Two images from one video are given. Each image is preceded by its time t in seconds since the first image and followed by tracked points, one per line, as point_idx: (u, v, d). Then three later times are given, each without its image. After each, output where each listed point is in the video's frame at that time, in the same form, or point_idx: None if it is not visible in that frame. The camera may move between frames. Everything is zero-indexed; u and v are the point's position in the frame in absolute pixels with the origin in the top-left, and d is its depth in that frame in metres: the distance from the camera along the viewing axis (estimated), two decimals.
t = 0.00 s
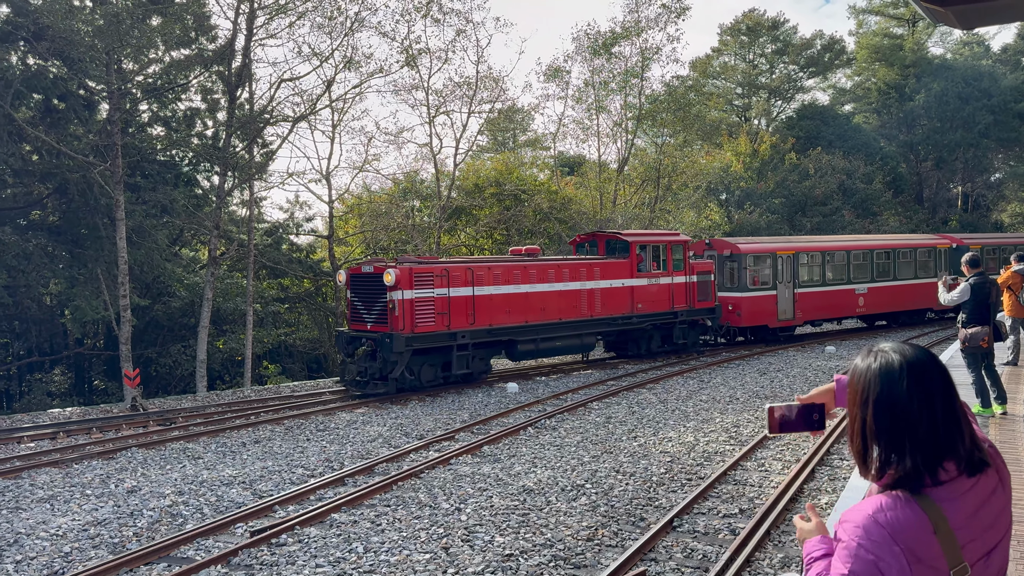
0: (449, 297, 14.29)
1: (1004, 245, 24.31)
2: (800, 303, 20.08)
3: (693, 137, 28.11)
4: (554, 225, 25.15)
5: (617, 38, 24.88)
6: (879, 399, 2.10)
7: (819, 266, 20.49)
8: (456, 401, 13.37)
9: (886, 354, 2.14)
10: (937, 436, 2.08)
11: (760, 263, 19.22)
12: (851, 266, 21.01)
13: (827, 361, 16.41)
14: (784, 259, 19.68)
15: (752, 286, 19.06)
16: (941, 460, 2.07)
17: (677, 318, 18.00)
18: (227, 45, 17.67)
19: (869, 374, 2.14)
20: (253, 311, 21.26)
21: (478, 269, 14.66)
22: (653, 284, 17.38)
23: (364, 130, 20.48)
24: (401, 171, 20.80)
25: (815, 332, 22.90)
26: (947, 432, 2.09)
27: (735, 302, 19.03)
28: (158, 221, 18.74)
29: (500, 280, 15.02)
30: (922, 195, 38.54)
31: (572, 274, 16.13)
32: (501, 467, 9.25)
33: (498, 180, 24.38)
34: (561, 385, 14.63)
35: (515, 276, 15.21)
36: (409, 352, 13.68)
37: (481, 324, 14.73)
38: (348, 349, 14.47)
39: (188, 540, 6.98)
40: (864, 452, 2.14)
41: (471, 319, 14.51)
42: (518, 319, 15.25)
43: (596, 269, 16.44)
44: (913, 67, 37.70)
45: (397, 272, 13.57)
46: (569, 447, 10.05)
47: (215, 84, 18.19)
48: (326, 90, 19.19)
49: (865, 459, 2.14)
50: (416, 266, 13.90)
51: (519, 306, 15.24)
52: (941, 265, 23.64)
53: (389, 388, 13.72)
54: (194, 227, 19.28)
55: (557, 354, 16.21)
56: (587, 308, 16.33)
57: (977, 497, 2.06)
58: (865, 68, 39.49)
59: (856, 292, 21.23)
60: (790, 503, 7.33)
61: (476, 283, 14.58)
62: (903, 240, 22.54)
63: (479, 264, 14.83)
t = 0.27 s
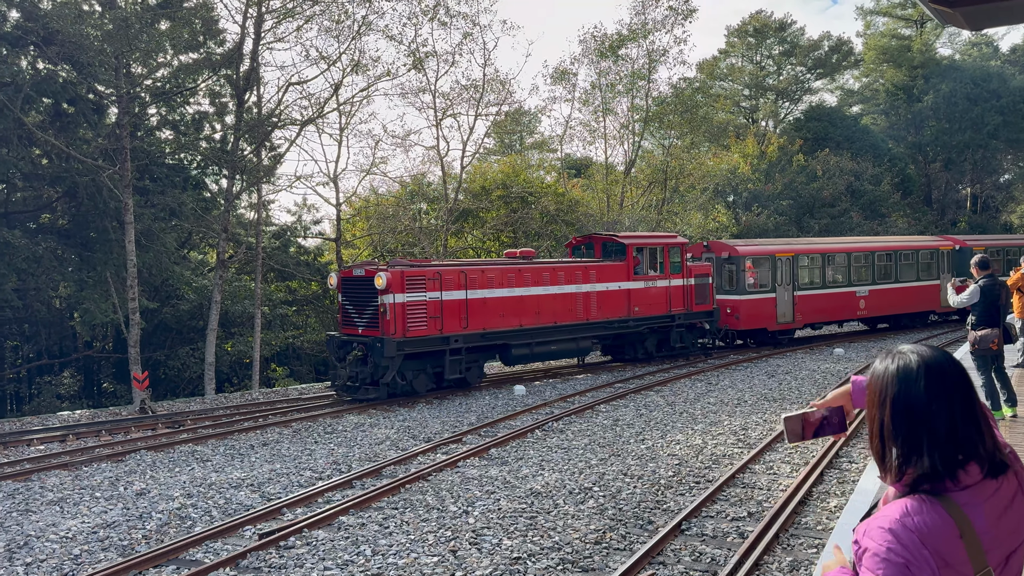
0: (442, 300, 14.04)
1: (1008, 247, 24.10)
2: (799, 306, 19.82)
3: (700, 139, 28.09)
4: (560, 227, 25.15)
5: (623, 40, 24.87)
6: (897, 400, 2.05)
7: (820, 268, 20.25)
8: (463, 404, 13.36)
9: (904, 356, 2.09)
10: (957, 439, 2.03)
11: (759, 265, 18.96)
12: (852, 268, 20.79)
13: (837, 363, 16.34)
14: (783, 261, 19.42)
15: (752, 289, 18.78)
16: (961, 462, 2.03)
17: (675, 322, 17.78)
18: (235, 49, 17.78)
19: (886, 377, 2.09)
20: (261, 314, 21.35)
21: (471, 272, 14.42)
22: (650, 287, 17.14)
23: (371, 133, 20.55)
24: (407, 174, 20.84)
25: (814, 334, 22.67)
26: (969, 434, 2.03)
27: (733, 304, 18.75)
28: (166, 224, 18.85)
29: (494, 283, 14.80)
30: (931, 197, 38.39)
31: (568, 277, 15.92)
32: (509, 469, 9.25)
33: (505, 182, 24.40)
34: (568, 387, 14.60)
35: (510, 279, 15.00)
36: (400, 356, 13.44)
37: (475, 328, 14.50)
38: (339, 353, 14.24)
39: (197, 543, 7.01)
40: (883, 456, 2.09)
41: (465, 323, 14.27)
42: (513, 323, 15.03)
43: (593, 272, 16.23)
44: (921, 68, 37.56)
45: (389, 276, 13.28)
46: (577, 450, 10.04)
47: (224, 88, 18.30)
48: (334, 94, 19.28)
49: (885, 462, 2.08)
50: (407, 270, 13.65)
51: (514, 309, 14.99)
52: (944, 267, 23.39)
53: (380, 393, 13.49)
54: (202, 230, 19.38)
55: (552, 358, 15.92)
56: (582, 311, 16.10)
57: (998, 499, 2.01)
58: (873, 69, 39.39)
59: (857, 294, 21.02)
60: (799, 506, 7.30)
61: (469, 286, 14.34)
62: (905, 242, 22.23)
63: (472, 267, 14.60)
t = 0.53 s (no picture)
0: (435, 304, 13.83)
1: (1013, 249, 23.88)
2: (798, 309, 19.69)
3: (707, 141, 28.11)
4: (567, 229, 25.15)
5: (630, 43, 24.88)
6: (918, 397, 2.06)
7: (819, 270, 20.09)
8: (470, 406, 13.38)
9: (927, 354, 2.09)
10: (979, 436, 2.03)
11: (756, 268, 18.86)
12: (851, 270, 20.64)
13: (846, 365, 16.31)
14: (782, 264, 19.29)
15: (749, 292, 18.68)
16: (982, 459, 2.03)
17: (671, 325, 17.61)
18: (243, 52, 17.89)
19: (908, 374, 2.10)
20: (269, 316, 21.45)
21: (465, 276, 14.22)
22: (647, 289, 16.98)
23: (378, 137, 20.64)
24: (415, 177, 20.90)
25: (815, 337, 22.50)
26: (990, 433, 2.03)
27: (730, 308, 18.64)
28: (175, 227, 18.98)
29: (488, 286, 14.61)
30: (939, 199, 38.27)
31: (563, 280, 15.76)
32: (516, 472, 9.27)
33: (512, 185, 24.42)
34: (576, 390, 14.62)
35: (504, 282, 14.82)
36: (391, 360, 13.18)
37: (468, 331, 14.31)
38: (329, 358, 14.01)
39: (206, 544, 7.05)
40: (903, 452, 2.10)
41: (458, 327, 14.08)
42: (508, 327, 14.86)
43: (588, 275, 16.07)
44: (929, 69, 37.45)
45: (380, 279, 13.03)
46: (584, 452, 10.05)
47: (232, 91, 18.42)
48: (341, 97, 19.37)
49: (905, 458, 2.09)
50: (399, 272, 13.41)
51: (508, 313, 14.81)
52: (946, 269, 23.09)
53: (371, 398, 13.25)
54: (211, 232, 19.50)
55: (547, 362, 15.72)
56: (578, 314, 15.94)
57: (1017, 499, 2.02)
58: (881, 71, 39.33)
59: (857, 297, 20.86)
60: (808, 509, 7.29)
61: (463, 289, 14.14)
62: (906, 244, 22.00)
63: (466, 270, 14.40)
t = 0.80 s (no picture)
0: (425, 307, 13.68)
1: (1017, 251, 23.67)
2: (796, 312, 19.56)
3: (714, 143, 28.09)
4: (573, 231, 25.15)
5: (637, 44, 24.88)
6: (941, 393, 2.06)
7: (817, 273, 19.93)
8: (477, 408, 13.40)
9: (951, 350, 2.09)
10: (1000, 435, 2.03)
11: (753, 270, 18.75)
12: (850, 272, 20.50)
13: (855, 367, 16.26)
14: (779, 266, 19.18)
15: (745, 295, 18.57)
16: (1003, 457, 2.03)
17: (667, 328, 17.47)
18: (251, 55, 17.98)
19: (931, 370, 2.10)
20: (276, 318, 21.53)
21: (456, 278, 14.10)
22: (642, 292, 16.84)
23: (385, 139, 20.70)
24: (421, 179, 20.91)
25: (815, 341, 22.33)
26: (1011, 432, 2.03)
27: (726, 310, 18.49)
28: (183, 229, 19.09)
29: (480, 289, 14.48)
30: (948, 200, 38.13)
31: (557, 282, 15.64)
32: (524, 474, 9.29)
33: (518, 187, 24.45)
34: (583, 392, 14.63)
35: (497, 284, 14.70)
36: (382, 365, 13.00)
37: (460, 335, 14.17)
38: (318, 362, 13.82)
39: (214, 545, 7.10)
40: (924, 448, 2.10)
41: (449, 330, 13.94)
42: (501, 330, 14.73)
43: (583, 277, 15.94)
44: (937, 70, 37.33)
45: (369, 281, 12.86)
46: (591, 454, 10.05)
47: (239, 93, 18.52)
48: (348, 100, 19.44)
49: (924, 454, 2.10)
50: (389, 275, 13.25)
51: (501, 315, 14.70)
52: (948, 271, 22.83)
53: (361, 403, 13.06)
54: (218, 235, 19.60)
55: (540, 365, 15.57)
56: (572, 317, 15.82)
57: None
58: (888, 72, 39.27)
59: (857, 300, 20.71)
60: (816, 511, 7.29)
61: (454, 292, 14.00)
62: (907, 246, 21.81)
63: (457, 272, 14.27)
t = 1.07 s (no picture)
0: (415, 310, 13.48)
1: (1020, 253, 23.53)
2: (792, 314, 19.38)
3: (719, 144, 28.10)
4: (579, 233, 25.21)
5: (642, 46, 24.91)
6: (956, 393, 2.05)
7: (814, 275, 19.76)
8: (483, 410, 13.42)
9: (965, 350, 2.08)
10: (1013, 435, 2.03)
11: (749, 272, 18.57)
12: (848, 275, 20.33)
13: (861, 369, 16.23)
14: (776, 268, 19.03)
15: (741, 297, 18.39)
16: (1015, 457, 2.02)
17: (662, 331, 17.25)
18: (257, 57, 18.04)
19: (947, 370, 2.08)
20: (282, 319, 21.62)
21: (447, 280, 13.89)
22: (637, 295, 16.62)
23: (391, 141, 20.77)
24: (427, 181, 20.97)
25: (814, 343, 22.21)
26: None
27: (722, 313, 18.32)
28: (189, 231, 19.18)
29: (471, 292, 14.28)
30: (954, 202, 38.07)
31: (550, 284, 15.45)
32: (529, 475, 9.30)
33: (524, 189, 24.51)
34: (588, 393, 14.63)
35: (488, 287, 14.50)
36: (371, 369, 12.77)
37: (450, 338, 13.95)
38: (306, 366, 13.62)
39: (220, 547, 7.13)
40: (937, 447, 2.09)
41: (440, 333, 13.73)
42: (493, 333, 14.54)
43: (576, 280, 15.74)
44: (944, 71, 37.10)
45: (357, 284, 12.67)
46: (596, 456, 10.06)
47: (246, 96, 18.60)
48: (354, 102, 19.52)
49: (937, 453, 2.09)
50: (378, 277, 13.06)
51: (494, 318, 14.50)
52: (948, 273, 22.61)
53: (349, 407, 12.83)
54: (224, 236, 19.68)
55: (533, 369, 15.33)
56: (565, 320, 15.62)
57: None
58: (894, 73, 39.20)
59: (854, 302, 20.54)
60: (823, 514, 7.28)
61: (444, 294, 13.79)
62: (905, 248, 21.64)
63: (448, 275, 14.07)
